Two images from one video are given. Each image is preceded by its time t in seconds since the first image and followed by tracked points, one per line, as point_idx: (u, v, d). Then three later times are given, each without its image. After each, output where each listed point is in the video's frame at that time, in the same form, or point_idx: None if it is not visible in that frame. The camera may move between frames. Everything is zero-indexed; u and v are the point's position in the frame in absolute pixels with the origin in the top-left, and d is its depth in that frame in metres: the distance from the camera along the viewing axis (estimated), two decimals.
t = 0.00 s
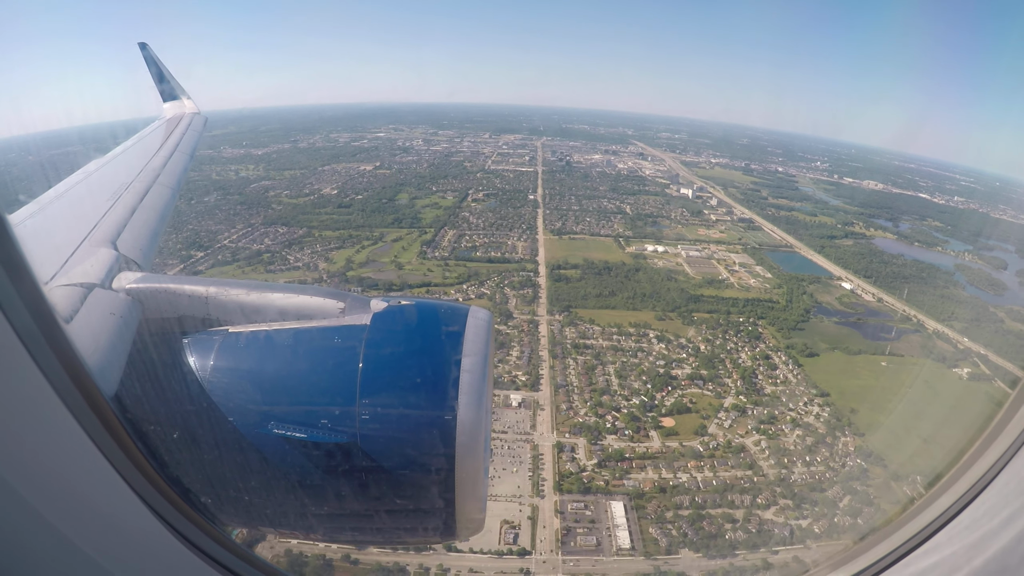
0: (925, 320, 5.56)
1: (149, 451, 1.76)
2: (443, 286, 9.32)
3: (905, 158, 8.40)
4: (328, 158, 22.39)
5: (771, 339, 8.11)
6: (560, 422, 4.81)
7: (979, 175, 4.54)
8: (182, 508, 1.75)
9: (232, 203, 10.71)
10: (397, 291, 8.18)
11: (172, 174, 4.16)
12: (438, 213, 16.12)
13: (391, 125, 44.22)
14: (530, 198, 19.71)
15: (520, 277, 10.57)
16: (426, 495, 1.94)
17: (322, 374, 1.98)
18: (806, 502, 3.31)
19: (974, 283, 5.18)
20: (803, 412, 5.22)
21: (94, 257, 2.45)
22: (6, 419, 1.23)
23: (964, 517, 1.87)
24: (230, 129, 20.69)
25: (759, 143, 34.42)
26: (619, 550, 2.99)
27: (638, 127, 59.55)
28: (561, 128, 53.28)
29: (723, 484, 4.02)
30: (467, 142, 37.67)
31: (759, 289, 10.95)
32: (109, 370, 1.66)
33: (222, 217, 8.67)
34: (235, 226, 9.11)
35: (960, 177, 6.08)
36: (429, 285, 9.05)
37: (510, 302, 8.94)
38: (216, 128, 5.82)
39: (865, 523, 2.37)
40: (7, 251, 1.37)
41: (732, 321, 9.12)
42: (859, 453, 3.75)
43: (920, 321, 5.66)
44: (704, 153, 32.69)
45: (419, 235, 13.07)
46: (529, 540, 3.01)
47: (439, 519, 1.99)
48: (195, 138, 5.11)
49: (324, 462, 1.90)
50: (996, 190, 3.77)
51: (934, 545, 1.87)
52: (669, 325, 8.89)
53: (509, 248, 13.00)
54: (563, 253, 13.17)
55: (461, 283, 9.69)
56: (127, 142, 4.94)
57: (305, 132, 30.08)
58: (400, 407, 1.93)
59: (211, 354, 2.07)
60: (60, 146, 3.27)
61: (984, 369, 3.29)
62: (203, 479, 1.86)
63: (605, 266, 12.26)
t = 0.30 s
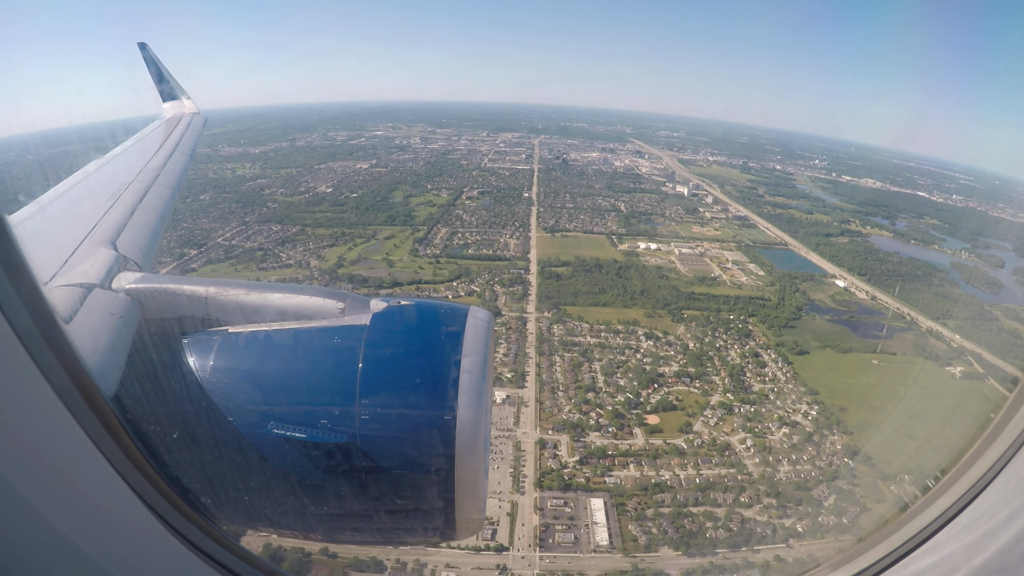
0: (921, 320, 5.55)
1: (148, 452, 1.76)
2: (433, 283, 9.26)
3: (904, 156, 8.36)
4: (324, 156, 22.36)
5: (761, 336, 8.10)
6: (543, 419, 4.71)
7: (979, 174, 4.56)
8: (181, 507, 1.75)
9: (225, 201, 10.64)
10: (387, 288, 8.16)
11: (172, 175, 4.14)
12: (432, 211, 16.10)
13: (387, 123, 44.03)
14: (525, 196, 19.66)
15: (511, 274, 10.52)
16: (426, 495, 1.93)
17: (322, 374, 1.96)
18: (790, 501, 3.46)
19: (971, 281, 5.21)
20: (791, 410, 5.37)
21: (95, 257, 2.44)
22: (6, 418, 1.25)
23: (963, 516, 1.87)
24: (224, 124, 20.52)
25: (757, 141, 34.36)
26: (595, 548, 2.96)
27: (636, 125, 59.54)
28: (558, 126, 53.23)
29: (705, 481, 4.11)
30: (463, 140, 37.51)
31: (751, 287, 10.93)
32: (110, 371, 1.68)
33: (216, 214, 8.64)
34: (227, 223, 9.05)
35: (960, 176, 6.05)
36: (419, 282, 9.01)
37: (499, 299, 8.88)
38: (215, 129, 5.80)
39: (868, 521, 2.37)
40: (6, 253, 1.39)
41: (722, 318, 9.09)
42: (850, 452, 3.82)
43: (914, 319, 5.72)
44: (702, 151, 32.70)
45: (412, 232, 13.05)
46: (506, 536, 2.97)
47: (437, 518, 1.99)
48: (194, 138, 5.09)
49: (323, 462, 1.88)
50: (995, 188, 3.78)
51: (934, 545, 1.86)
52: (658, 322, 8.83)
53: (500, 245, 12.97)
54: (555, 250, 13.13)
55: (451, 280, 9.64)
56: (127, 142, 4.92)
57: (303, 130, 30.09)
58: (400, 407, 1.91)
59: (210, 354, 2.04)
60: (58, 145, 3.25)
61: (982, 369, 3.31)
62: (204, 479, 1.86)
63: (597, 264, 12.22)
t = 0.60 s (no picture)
0: (918, 319, 5.52)
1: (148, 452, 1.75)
2: (424, 280, 9.21)
3: (905, 156, 8.31)
4: (320, 154, 22.36)
5: (751, 334, 8.08)
6: (527, 416, 4.73)
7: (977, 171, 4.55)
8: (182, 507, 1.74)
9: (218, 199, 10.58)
10: (378, 286, 8.13)
11: (172, 174, 4.11)
12: (426, 208, 16.09)
13: (384, 120, 43.93)
14: (519, 194, 19.63)
15: (502, 271, 10.46)
16: (426, 494, 1.92)
17: (322, 374, 1.93)
18: (774, 499, 3.53)
19: (968, 279, 5.20)
20: (779, 408, 5.34)
21: (94, 257, 2.42)
22: (10, 419, 1.24)
23: (963, 515, 1.84)
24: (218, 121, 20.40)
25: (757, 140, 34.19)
26: (573, 544, 3.00)
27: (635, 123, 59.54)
28: (555, 124, 53.23)
29: (689, 479, 4.03)
30: (460, 139, 37.44)
31: (744, 284, 10.91)
32: (109, 370, 1.67)
33: (210, 210, 8.62)
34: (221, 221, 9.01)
35: (962, 174, 6.00)
36: (409, 279, 8.96)
37: (489, 297, 8.82)
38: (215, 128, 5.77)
39: (866, 519, 2.35)
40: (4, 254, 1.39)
41: (713, 316, 9.06)
42: (838, 451, 3.81)
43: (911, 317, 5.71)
44: (700, 149, 32.71)
45: (405, 230, 13.04)
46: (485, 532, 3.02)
47: (438, 518, 1.98)
48: (195, 137, 5.07)
49: (323, 462, 1.87)
50: (994, 187, 3.78)
51: (933, 545, 1.84)
52: (648, 319, 8.81)
53: (493, 243, 12.95)
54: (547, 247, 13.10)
55: (442, 277, 9.59)
56: (128, 141, 4.90)
57: (301, 129, 30.11)
58: (400, 406, 1.89)
59: (210, 353, 2.02)
60: (55, 143, 3.22)
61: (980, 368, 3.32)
62: (204, 479, 1.84)
63: (588, 261, 12.17)
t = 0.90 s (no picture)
0: (915, 319, 5.51)
1: (148, 451, 1.76)
2: (414, 278, 9.15)
3: (902, 154, 8.28)
4: (317, 153, 22.35)
5: (741, 331, 8.09)
6: (511, 414, 4.76)
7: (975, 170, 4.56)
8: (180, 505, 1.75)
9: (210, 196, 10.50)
10: (368, 283, 8.13)
11: (172, 173, 4.10)
12: (420, 207, 16.08)
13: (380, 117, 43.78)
14: (514, 192, 19.61)
15: (493, 269, 10.43)
16: (425, 493, 1.91)
17: (322, 372, 1.92)
18: (757, 498, 3.54)
19: (964, 276, 5.22)
20: (767, 406, 5.36)
21: (94, 256, 2.42)
22: (6, 416, 1.25)
23: (963, 513, 1.84)
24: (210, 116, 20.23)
25: (755, 138, 34.06)
26: (551, 542, 2.96)
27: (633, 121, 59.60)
28: (553, 122, 53.27)
29: (671, 477, 4.09)
30: (458, 137, 37.42)
31: (737, 282, 10.91)
32: (108, 368, 1.67)
33: (204, 207, 8.62)
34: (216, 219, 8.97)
35: (960, 172, 5.98)
36: (400, 277, 8.91)
37: (479, 294, 8.79)
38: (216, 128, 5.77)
39: (860, 515, 2.33)
40: (6, 252, 1.38)
41: (703, 313, 9.05)
42: (824, 449, 3.88)
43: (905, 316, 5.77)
44: (698, 147, 32.74)
45: (398, 228, 13.03)
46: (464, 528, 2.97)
47: (438, 517, 1.96)
48: (195, 136, 5.04)
49: (323, 461, 1.86)
50: (993, 187, 3.79)
51: (933, 542, 1.85)
52: (637, 317, 8.78)
53: (485, 241, 12.93)
54: (540, 245, 13.06)
55: (432, 275, 9.54)
56: (127, 139, 4.88)
57: (299, 128, 30.10)
58: (400, 405, 1.88)
59: (210, 351, 2.00)
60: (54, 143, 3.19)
61: (973, 368, 3.35)
62: (204, 478, 1.85)
63: (580, 258, 12.13)
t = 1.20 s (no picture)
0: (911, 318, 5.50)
1: (148, 450, 1.72)
2: (404, 275, 9.10)
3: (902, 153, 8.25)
4: (313, 152, 22.34)
5: (731, 329, 8.10)
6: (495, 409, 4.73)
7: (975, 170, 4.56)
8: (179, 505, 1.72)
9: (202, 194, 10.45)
10: (359, 281, 8.13)
11: (172, 172, 4.08)
12: (414, 205, 16.07)
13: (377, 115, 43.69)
14: (509, 191, 19.59)
15: (484, 267, 10.42)
16: (425, 491, 1.90)
17: (321, 371, 1.91)
18: (741, 498, 3.57)
19: (960, 275, 5.22)
20: (755, 404, 5.39)
21: (94, 255, 2.40)
22: (4, 414, 1.25)
23: (962, 512, 1.82)
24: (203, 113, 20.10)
25: (753, 137, 34.03)
26: (529, 539, 2.97)
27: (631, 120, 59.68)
28: (550, 121, 53.31)
29: (654, 475, 4.10)
30: (455, 136, 37.44)
31: (729, 280, 10.90)
32: (108, 367, 1.66)
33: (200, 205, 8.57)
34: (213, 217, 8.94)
35: (959, 171, 5.96)
36: (391, 275, 8.88)
37: (469, 292, 8.77)
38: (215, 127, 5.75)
39: (859, 514, 2.31)
40: (6, 250, 1.38)
41: (693, 311, 9.03)
42: (811, 447, 3.98)
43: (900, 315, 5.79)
44: (695, 146, 32.77)
45: (391, 227, 13.02)
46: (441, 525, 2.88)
47: (438, 516, 1.96)
48: (195, 135, 5.01)
49: (323, 459, 1.84)
50: (992, 187, 3.79)
51: (932, 541, 1.83)
52: (626, 315, 8.71)
53: (478, 239, 12.93)
54: (532, 243, 13.03)
55: (423, 273, 9.51)
56: (127, 137, 4.85)
57: (296, 126, 30.06)
58: (399, 404, 1.86)
59: (210, 350, 1.98)
60: (54, 143, 3.17)
61: (965, 368, 3.38)
62: (203, 477, 1.82)
63: (572, 256, 12.10)
